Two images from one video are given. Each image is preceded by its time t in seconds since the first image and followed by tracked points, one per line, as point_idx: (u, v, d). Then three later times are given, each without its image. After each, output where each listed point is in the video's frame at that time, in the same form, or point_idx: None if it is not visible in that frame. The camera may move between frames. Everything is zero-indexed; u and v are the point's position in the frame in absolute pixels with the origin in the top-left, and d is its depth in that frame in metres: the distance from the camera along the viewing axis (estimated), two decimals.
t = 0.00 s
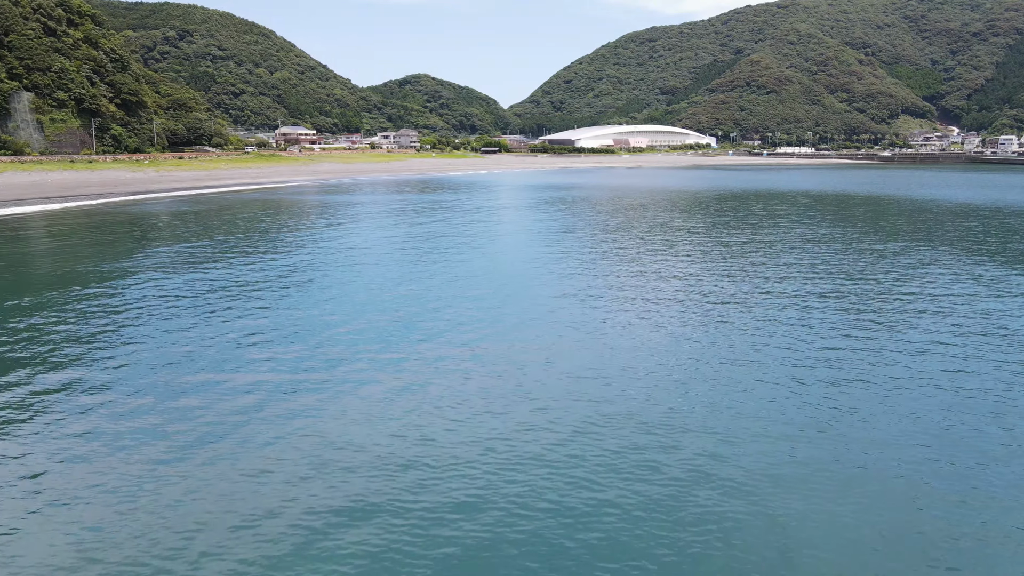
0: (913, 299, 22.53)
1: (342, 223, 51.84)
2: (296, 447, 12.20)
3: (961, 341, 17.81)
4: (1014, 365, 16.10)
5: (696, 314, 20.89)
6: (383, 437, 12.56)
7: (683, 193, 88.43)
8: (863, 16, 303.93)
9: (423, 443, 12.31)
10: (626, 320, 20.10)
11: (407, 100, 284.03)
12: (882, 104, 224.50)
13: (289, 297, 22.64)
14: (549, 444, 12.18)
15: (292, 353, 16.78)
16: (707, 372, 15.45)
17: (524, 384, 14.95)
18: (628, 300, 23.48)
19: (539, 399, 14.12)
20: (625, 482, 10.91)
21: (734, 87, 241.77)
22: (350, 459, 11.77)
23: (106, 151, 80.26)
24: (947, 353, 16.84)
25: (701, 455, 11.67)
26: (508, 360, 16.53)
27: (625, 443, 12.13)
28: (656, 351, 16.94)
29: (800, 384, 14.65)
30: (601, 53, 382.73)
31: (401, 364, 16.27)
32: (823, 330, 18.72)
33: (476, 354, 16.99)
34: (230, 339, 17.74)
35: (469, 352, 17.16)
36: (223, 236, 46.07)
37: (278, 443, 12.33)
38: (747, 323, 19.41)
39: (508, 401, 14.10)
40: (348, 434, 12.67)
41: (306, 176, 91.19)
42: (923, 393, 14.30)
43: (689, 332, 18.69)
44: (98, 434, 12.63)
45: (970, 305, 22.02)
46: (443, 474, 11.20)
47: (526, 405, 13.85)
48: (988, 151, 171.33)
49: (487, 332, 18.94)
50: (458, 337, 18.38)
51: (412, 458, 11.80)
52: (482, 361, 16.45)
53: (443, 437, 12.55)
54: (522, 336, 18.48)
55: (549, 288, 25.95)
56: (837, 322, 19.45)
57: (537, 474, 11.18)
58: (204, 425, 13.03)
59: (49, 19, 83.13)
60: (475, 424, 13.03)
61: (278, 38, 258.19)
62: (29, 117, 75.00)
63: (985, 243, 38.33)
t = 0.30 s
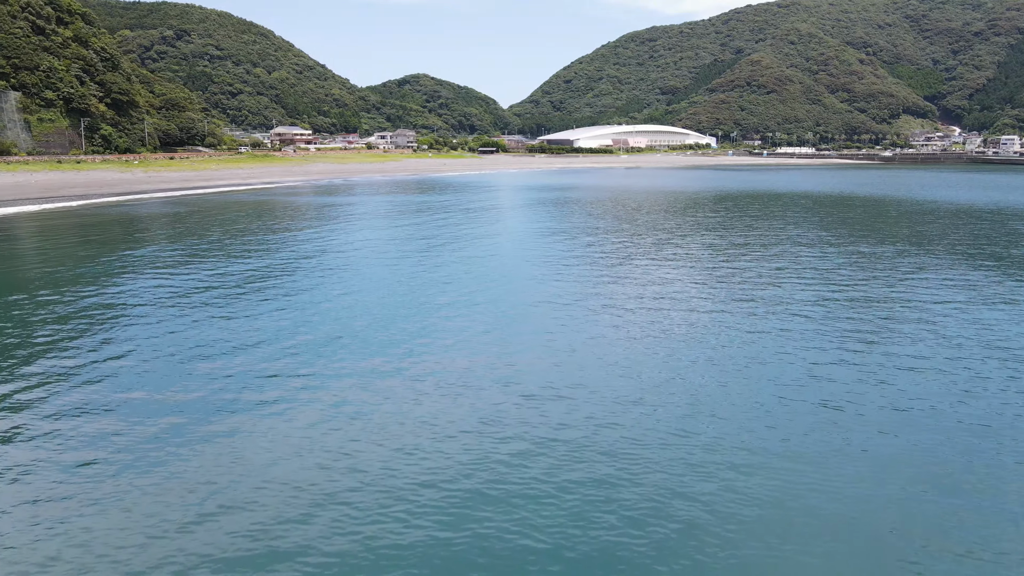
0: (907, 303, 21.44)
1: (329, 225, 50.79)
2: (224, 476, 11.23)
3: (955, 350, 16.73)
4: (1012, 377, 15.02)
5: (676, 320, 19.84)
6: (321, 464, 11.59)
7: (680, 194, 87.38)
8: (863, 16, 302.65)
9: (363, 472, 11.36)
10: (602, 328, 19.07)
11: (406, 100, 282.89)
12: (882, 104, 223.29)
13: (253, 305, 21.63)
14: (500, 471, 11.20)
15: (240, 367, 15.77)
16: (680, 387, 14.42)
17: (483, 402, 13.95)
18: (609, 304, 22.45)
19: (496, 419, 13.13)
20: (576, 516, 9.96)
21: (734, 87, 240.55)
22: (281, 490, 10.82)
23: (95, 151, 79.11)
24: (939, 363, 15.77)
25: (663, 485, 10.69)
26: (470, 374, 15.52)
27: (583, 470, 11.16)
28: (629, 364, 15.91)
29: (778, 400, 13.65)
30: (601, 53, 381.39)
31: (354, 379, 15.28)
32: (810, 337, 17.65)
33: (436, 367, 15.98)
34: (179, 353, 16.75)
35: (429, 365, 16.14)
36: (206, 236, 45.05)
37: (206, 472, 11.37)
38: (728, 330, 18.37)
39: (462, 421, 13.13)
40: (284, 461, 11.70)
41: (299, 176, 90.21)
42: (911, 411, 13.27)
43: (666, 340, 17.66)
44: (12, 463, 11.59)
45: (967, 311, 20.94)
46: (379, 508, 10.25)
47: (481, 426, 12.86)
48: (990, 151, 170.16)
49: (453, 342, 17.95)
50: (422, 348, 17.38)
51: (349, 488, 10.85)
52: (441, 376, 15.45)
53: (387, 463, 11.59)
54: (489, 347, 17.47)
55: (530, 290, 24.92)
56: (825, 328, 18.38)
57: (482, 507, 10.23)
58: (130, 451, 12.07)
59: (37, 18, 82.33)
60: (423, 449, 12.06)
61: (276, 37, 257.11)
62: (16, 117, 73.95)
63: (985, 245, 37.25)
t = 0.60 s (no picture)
0: (902, 311, 20.25)
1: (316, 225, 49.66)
2: (150, 505, 10.41)
3: (952, 367, 15.44)
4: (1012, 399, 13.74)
5: (654, 333, 18.64)
6: (237, 503, 10.41)
7: (678, 194, 86.37)
8: (865, 16, 301.08)
9: (282, 512, 10.16)
10: (573, 342, 17.92)
11: (405, 99, 281.71)
12: (885, 104, 221.92)
13: (210, 316, 20.51)
14: (433, 513, 10.00)
15: (175, 388, 14.62)
16: (648, 411, 13.21)
17: (430, 427, 12.75)
18: (587, 313, 21.30)
19: (441, 448, 11.91)
20: (514, 566, 8.86)
21: (735, 86, 239.08)
22: (185, 537, 9.62)
23: (85, 151, 78.13)
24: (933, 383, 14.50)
25: (612, 531, 9.51)
26: (423, 395, 14.32)
27: (525, 512, 9.98)
28: (595, 384, 14.70)
29: (753, 428, 12.43)
30: (602, 53, 380.07)
31: (296, 402, 14.10)
32: (795, 353, 16.41)
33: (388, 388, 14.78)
34: (114, 371, 15.60)
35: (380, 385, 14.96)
36: (188, 237, 43.99)
37: (107, 513, 10.19)
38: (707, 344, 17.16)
39: (408, 448, 12.04)
40: (197, 501, 10.51)
41: (292, 177, 89.33)
42: (899, 441, 12.03)
43: (639, 357, 16.48)
44: None
45: (966, 321, 19.64)
46: (296, 555, 9.17)
47: (422, 457, 11.65)
48: (993, 151, 168.77)
49: (412, 358, 16.79)
50: (376, 365, 16.23)
51: (282, 519, 10.03)
52: (390, 397, 14.25)
53: (310, 502, 10.40)
54: (450, 364, 16.30)
55: (508, 297, 23.81)
56: (812, 343, 17.13)
57: (411, 554, 9.14)
58: (28, 487, 10.92)
59: (26, 17, 81.44)
60: (354, 485, 10.86)
61: (275, 37, 256.06)
62: (3, 117, 72.96)
63: (988, 247, 35.89)
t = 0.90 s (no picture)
0: (901, 317, 19.15)
1: (302, 225, 48.53)
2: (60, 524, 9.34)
3: (962, 392, 13.79)
4: None
5: (639, 338, 17.02)
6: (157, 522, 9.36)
7: (675, 194, 85.23)
8: (867, 15, 299.57)
9: (162, 562, 8.50)
10: (549, 345, 16.32)
11: (405, 99, 280.56)
12: (886, 103, 220.47)
13: (166, 314, 18.99)
14: (352, 555, 8.61)
15: (94, 399, 13.11)
16: (616, 434, 11.63)
17: (365, 451, 11.16)
18: (574, 312, 19.71)
19: (370, 478, 10.31)
20: None
21: (737, 86, 237.64)
22: None
23: (75, 151, 77.05)
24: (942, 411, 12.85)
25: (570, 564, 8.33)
26: (382, 401, 13.22)
27: (460, 554, 8.59)
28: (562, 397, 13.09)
29: (733, 460, 10.83)
30: (602, 53, 378.82)
31: (222, 415, 12.51)
32: (787, 369, 14.78)
33: (332, 399, 13.17)
34: (51, 375, 14.46)
35: (325, 395, 13.35)
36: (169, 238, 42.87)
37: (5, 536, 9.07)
38: (694, 356, 15.56)
39: (355, 459, 10.96)
40: (109, 520, 9.41)
41: (285, 176, 88.28)
42: (901, 480, 10.42)
43: (618, 368, 14.87)
44: None
45: (978, 332, 17.94)
46: None
47: (358, 479, 10.29)
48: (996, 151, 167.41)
49: (367, 361, 15.19)
50: (327, 369, 14.65)
51: (202, 541, 8.95)
52: (329, 412, 12.58)
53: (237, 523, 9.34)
54: (408, 368, 14.70)
55: (493, 294, 22.23)
56: (807, 359, 15.50)
57: None
58: None
59: (15, 15, 80.38)
60: (287, 504, 9.76)
61: (274, 37, 254.91)
62: None
63: (995, 249, 34.27)
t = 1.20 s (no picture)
0: (889, 325, 18.37)
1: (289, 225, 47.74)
2: None
3: (950, 411, 12.83)
4: None
5: (610, 348, 15.83)
6: (66, 551, 8.62)
7: (675, 194, 84.35)
8: (870, 14, 297.84)
9: None
10: (512, 353, 15.12)
11: (405, 99, 279.38)
12: (890, 103, 219.14)
13: (116, 323, 17.91)
14: None
15: (27, 412, 12.39)
16: (564, 464, 10.52)
17: (284, 484, 10.05)
18: (550, 317, 18.45)
19: (280, 518, 9.19)
20: None
21: (738, 86, 236.26)
22: None
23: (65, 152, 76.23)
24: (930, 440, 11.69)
25: None
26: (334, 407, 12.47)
27: None
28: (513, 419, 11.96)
29: (690, 498, 9.72)
30: (603, 52, 377.32)
31: (138, 441, 11.42)
32: (764, 387, 13.62)
33: (263, 419, 12.06)
34: None
35: (256, 416, 12.22)
36: (150, 239, 41.97)
37: None
38: (665, 371, 14.39)
39: (294, 475, 10.29)
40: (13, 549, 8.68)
41: (279, 177, 87.53)
42: (877, 525, 9.27)
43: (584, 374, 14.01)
44: None
45: (970, 343, 16.96)
46: None
47: (292, 503, 9.58)
48: (1000, 151, 165.93)
49: (312, 374, 14.04)
50: (273, 380, 13.72)
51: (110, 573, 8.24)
52: (255, 436, 11.47)
53: (152, 549, 8.64)
54: (354, 382, 13.56)
55: (470, 295, 20.96)
56: (787, 375, 14.33)
57: None
58: None
59: (6, 13, 79.36)
60: (209, 529, 9.05)
61: (274, 36, 253.83)
62: None
63: (998, 253, 32.99)
